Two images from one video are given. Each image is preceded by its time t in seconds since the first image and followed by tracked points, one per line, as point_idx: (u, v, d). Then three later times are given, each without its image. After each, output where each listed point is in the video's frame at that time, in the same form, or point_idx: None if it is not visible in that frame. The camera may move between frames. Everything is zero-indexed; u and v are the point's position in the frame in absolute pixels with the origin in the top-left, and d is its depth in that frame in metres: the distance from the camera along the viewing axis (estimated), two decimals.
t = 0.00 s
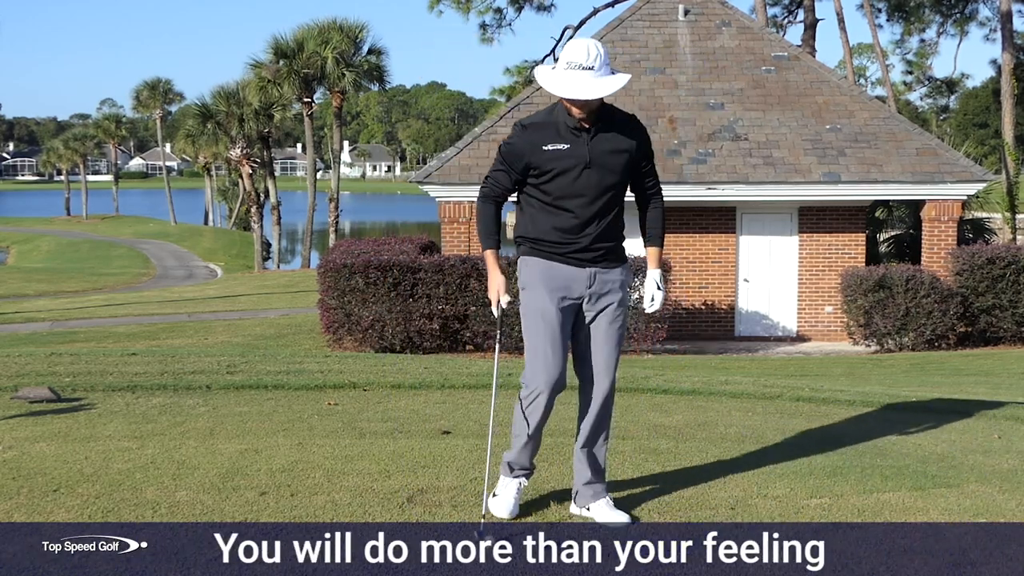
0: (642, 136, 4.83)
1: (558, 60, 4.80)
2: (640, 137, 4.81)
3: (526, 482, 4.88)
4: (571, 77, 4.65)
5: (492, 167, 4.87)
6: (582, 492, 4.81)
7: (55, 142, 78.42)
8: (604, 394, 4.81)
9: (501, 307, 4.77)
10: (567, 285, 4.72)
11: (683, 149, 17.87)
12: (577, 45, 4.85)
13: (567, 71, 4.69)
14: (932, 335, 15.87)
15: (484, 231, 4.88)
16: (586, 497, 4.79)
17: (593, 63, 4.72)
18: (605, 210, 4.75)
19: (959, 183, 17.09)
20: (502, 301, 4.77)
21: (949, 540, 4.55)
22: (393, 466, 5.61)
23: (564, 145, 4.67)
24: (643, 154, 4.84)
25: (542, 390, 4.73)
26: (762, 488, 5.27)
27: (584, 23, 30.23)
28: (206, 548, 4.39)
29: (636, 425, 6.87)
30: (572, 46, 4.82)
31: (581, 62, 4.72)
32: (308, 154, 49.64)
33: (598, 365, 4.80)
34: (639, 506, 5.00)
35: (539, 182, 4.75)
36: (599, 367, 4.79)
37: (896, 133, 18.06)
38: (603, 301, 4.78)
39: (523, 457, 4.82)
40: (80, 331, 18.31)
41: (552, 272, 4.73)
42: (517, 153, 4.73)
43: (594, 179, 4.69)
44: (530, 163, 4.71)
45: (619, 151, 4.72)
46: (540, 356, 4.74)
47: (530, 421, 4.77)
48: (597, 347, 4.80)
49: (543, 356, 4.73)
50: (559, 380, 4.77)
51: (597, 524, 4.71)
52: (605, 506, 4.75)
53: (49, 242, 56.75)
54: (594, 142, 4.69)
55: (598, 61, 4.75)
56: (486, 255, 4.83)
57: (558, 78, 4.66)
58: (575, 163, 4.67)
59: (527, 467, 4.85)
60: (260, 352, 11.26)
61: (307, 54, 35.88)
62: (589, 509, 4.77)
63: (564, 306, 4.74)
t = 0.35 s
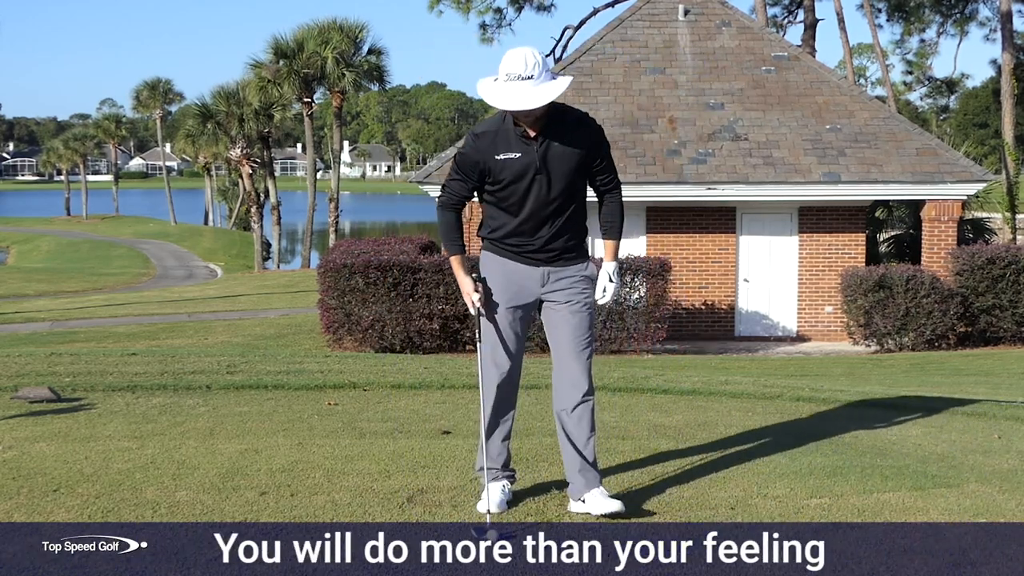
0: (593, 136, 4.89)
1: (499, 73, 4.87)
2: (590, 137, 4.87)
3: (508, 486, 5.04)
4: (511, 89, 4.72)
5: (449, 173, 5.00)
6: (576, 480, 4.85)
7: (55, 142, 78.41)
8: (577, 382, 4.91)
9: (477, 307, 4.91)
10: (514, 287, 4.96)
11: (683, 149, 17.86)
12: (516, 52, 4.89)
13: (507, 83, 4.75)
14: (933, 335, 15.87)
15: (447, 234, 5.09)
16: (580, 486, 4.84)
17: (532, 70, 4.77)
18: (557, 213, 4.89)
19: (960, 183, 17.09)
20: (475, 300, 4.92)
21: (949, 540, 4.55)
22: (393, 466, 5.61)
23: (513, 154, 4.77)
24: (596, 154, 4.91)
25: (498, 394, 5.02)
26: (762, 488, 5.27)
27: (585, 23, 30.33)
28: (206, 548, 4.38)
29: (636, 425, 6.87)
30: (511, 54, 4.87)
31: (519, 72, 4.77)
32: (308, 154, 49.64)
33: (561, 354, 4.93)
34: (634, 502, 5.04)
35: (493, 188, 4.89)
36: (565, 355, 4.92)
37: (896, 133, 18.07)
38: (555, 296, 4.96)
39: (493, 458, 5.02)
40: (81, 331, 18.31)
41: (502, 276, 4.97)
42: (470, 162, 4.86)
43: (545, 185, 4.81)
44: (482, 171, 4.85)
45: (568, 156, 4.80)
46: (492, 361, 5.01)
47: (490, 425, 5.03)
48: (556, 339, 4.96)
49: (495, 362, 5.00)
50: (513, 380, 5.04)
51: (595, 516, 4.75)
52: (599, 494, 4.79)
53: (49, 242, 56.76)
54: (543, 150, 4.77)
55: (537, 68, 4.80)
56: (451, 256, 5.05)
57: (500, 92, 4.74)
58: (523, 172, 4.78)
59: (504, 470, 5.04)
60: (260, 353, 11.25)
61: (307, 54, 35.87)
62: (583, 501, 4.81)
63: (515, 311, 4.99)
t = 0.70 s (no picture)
0: (583, 133, 4.91)
1: (490, 76, 4.87)
2: (581, 135, 4.89)
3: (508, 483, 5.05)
4: (502, 92, 4.73)
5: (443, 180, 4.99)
6: (549, 468, 5.11)
7: (55, 142, 78.43)
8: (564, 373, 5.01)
9: (488, 311, 4.86)
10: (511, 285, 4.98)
11: (683, 148, 17.87)
12: (506, 56, 4.89)
13: (497, 86, 4.77)
14: (932, 335, 15.87)
15: (449, 240, 5.02)
16: (556, 471, 5.08)
17: (522, 74, 4.78)
18: (550, 210, 4.90)
19: (959, 183, 17.10)
20: (486, 304, 4.87)
21: (949, 540, 4.55)
22: (393, 465, 5.62)
23: (506, 155, 4.78)
24: (587, 151, 4.92)
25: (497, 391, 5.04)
26: (762, 488, 5.27)
27: (584, 23, 30.35)
28: (206, 548, 4.39)
29: (636, 424, 6.87)
30: (501, 58, 4.87)
31: (509, 76, 4.78)
32: (308, 154, 49.64)
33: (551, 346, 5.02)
34: (633, 501, 5.05)
35: (489, 190, 4.89)
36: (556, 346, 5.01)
37: (896, 133, 18.07)
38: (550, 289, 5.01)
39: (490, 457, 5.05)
40: (81, 331, 18.32)
41: (501, 274, 4.99)
42: (464, 165, 4.85)
43: (538, 185, 4.82)
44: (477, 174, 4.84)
45: (560, 154, 4.81)
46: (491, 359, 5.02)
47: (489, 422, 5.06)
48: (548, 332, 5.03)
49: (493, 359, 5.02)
50: (510, 377, 5.05)
51: (562, 507, 4.96)
52: (564, 484, 5.03)
53: (49, 242, 56.77)
54: (536, 149, 4.78)
55: (528, 73, 4.81)
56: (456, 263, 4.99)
57: (490, 96, 4.75)
58: (516, 173, 4.79)
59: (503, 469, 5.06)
60: (261, 353, 11.26)
61: (307, 54, 35.88)
62: (552, 485, 5.07)
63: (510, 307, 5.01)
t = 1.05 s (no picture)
0: (599, 136, 4.93)
1: (512, 78, 4.89)
2: (597, 140, 4.92)
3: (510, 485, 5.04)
4: (523, 95, 4.74)
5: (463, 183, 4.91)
6: (549, 469, 5.12)
7: (55, 142, 78.44)
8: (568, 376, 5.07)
9: (511, 320, 4.84)
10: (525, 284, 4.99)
11: (683, 149, 17.87)
12: (527, 60, 4.91)
13: (519, 88, 4.78)
14: (932, 335, 15.87)
15: (474, 249, 4.90)
16: (556, 472, 5.09)
17: (544, 78, 4.79)
18: (566, 213, 4.91)
19: (959, 183, 17.09)
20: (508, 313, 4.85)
21: (949, 540, 4.55)
22: (393, 466, 5.61)
23: (526, 157, 4.77)
24: (602, 156, 4.95)
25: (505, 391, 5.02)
26: (762, 488, 5.26)
27: (585, 23, 30.33)
28: (206, 548, 4.38)
29: (636, 425, 6.87)
30: (522, 62, 4.89)
31: (531, 79, 4.79)
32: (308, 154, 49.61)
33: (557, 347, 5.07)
34: (633, 501, 5.05)
35: (508, 193, 4.85)
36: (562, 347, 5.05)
37: (896, 133, 18.07)
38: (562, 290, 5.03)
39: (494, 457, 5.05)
40: (81, 331, 18.32)
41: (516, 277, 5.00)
42: (486, 168, 4.79)
43: (558, 188, 4.83)
44: (497, 177, 4.80)
45: (578, 157, 4.84)
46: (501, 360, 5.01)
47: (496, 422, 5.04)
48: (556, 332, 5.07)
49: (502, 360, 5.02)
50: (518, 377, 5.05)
51: (561, 507, 4.96)
52: (564, 484, 5.02)
53: (49, 242, 56.76)
54: (556, 153, 4.79)
55: (549, 76, 4.83)
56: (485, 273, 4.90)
57: (511, 97, 4.76)
58: (536, 176, 4.79)
59: (506, 470, 5.05)
60: (261, 353, 11.25)
61: (307, 54, 35.87)
62: (552, 488, 5.06)
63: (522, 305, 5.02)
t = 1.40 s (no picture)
0: (608, 139, 4.96)
1: (525, 76, 4.88)
2: (608, 143, 4.94)
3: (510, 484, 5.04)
4: (537, 94, 4.74)
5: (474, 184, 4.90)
6: (549, 469, 5.12)
7: (54, 142, 78.44)
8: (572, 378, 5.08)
9: (518, 323, 4.82)
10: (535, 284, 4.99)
11: (683, 149, 17.87)
12: (541, 61, 4.91)
13: (532, 87, 4.78)
14: (932, 335, 15.87)
15: (487, 250, 4.88)
16: (556, 472, 5.09)
17: (558, 78, 4.79)
18: (575, 214, 4.92)
19: (959, 183, 17.09)
20: (515, 317, 4.84)
21: (949, 540, 4.55)
22: (393, 466, 5.61)
23: (538, 156, 4.78)
24: (613, 158, 4.98)
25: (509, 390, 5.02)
26: (762, 488, 5.26)
27: (584, 23, 30.33)
28: (206, 548, 4.38)
29: (636, 425, 6.87)
30: (537, 62, 4.89)
31: (545, 79, 4.79)
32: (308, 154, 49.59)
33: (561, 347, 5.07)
34: (633, 501, 5.06)
35: (519, 193, 4.85)
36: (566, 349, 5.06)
37: (896, 133, 18.07)
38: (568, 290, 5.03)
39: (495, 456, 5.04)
40: (81, 331, 18.32)
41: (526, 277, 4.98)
42: (498, 168, 4.79)
43: (569, 188, 4.84)
44: (509, 177, 4.80)
45: (588, 158, 4.86)
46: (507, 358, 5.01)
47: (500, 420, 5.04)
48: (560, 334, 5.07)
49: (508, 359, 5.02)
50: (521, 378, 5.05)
51: (560, 507, 4.96)
52: (564, 484, 5.02)
53: (49, 242, 56.78)
54: (567, 153, 4.81)
55: (563, 76, 4.82)
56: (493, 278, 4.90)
57: (524, 97, 4.76)
58: (547, 176, 4.80)
59: (507, 469, 5.05)
60: (261, 352, 11.25)
61: (307, 54, 35.87)
62: (552, 487, 5.06)
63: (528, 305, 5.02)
